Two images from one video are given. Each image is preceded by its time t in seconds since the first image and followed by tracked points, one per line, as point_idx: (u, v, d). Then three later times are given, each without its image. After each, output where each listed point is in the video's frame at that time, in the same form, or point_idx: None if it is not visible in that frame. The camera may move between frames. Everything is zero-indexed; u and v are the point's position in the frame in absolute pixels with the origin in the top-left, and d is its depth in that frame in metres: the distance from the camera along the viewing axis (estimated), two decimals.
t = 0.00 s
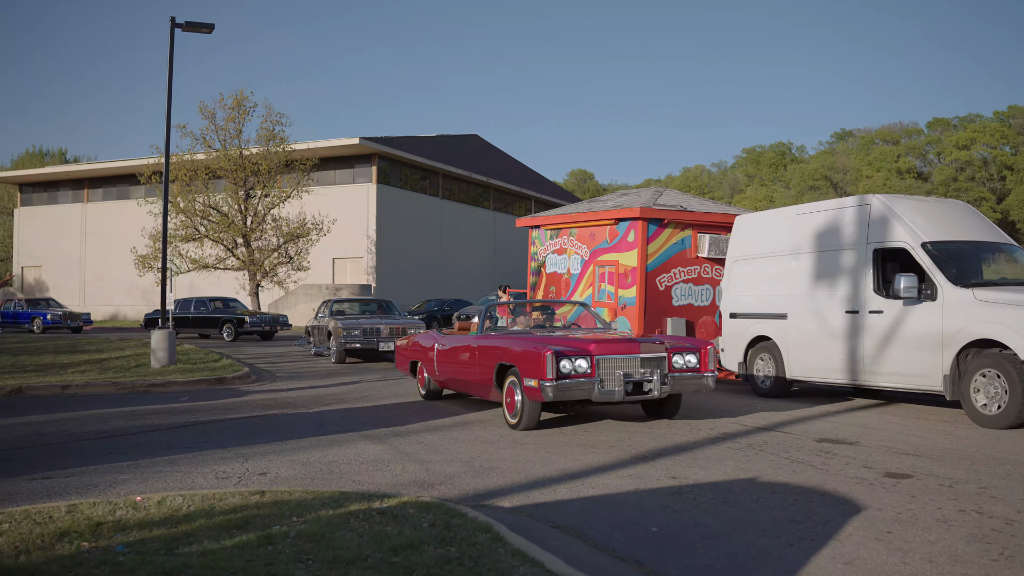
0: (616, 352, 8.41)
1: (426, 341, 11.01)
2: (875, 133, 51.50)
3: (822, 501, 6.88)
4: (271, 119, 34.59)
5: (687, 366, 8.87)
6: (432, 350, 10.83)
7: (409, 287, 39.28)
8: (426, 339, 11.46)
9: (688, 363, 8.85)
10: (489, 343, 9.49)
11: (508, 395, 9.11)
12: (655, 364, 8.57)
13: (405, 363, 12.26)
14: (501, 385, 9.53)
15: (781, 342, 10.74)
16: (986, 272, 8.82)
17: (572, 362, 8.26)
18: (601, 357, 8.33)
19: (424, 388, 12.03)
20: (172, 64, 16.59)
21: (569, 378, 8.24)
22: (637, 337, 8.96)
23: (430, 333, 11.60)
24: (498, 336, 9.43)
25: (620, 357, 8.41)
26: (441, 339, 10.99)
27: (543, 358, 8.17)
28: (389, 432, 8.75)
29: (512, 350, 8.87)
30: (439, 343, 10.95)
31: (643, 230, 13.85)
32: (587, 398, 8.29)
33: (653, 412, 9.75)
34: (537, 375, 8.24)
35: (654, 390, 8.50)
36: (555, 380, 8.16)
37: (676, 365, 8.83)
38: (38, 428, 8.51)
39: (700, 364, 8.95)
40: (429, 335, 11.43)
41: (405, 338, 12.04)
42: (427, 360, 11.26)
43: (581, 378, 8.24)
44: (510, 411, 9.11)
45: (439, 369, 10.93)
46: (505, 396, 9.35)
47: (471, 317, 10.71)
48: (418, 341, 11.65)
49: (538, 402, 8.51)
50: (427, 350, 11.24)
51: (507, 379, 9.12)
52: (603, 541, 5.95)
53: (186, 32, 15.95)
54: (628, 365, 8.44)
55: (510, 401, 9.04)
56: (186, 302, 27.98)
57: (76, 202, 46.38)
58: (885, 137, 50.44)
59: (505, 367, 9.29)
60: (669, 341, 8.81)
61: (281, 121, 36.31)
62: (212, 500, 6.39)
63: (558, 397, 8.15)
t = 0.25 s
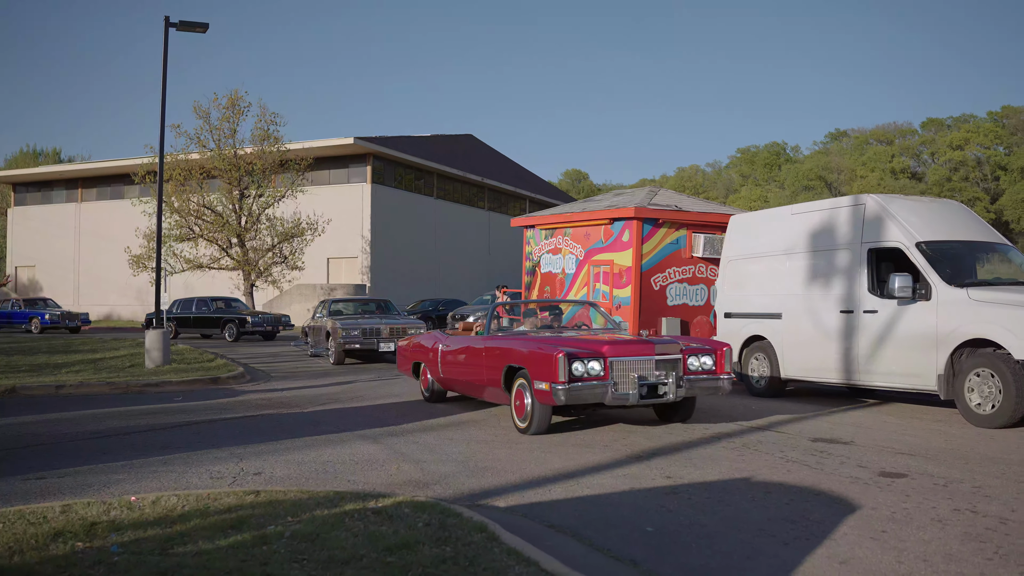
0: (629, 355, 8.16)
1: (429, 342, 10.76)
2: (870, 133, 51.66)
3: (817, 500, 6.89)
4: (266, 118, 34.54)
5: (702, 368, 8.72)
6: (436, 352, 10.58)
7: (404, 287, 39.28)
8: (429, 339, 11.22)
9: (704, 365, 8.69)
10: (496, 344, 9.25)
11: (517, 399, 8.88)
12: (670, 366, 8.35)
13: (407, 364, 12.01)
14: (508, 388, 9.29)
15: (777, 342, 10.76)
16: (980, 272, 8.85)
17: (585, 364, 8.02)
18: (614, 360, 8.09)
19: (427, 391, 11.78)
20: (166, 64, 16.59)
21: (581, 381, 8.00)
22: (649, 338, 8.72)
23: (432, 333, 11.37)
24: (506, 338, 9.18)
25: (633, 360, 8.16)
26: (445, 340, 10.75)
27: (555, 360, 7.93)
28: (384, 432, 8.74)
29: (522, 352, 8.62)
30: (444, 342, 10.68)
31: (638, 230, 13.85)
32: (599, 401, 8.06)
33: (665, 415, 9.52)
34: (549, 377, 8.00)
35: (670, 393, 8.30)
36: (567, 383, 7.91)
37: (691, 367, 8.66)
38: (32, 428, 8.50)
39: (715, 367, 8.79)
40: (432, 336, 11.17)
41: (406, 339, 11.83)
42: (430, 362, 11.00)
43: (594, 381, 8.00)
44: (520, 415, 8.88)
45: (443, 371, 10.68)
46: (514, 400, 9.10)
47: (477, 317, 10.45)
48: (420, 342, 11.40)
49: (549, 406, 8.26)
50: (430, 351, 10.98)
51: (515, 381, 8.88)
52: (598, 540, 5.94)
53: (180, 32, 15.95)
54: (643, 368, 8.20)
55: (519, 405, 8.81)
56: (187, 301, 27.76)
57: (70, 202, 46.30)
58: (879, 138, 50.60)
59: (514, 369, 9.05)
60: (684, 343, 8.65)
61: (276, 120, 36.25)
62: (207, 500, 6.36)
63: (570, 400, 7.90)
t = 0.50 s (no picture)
0: (647, 356, 7.80)
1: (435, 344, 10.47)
2: (865, 133, 51.78)
3: (813, 500, 6.89)
4: (262, 118, 34.51)
5: (720, 370, 8.30)
6: (443, 353, 10.28)
7: (400, 287, 39.30)
8: (434, 340, 10.94)
9: (722, 366, 8.27)
10: (507, 346, 8.92)
11: (530, 401, 8.57)
12: (688, 369, 7.92)
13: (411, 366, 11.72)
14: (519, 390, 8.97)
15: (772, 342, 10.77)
16: (975, 272, 8.87)
17: (600, 366, 7.67)
18: (630, 361, 7.71)
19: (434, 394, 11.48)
20: (162, 63, 16.58)
21: (596, 383, 7.64)
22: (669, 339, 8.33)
23: (437, 334, 11.10)
24: (517, 339, 8.86)
25: (651, 361, 7.77)
26: (451, 341, 10.46)
27: (569, 362, 7.58)
28: (380, 432, 8.74)
29: (533, 354, 8.29)
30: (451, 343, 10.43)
31: (634, 230, 13.87)
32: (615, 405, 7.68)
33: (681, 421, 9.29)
34: (563, 380, 7.66)
35: (688, 396, 7.85)
36: (582, 386, 7.55)
37: (709, 369, 8.23)
38: (27, 427, 8.49)
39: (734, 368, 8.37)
40: (438, 337, 10.89)
41: (410, 341, 11.59)
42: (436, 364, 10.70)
43: (609, 383, 7.64)
44: (532, 418, 8.57)
45: (450, 373, 10.38)
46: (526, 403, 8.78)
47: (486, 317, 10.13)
48: (425, 344, 11.11)
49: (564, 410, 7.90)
50: (436, 353, 10.68)
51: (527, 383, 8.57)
52: (595, 539, 5.93)
53: (175, 31, 15.93)
54: (661, 370, 7.80)
55: (532, 408, 8.51)
56: (189, 301, 27.52)
57: (66, 201, 46.24)
58: (875, 138, 50.74)
59: (525, 371, 8.73)
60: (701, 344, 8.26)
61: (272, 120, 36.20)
62: (203, 499, 6.34)
63: (585, 403, 7.54)
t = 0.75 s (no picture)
0: (669, 357, 7.42)
1: (445, 344, 10.17)
2: (863, 132, 51.85)
3: (812, 499, 6.88)
4: (260, 117, 34.47)
5: (743, 372, 8.05)
6: (453, 354, 9.97)
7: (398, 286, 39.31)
8: (443, 341, 10.64)
9: (745, 369, 8.02)
10: (521, 346, 8.58)
11: (546, 404, 8.26)
12: (711, 370, 7.64)
13: (418, 367, 11.42)
14: (535, 393, 8.63)
15: (770, 341, 10.79)
16: (973, 271, 8.89)
17: (621, 368, 7.29)
18: (652, 362, 7.35)
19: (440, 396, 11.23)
20: (160, 63, 16.59)
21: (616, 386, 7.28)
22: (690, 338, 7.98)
23: (446, 333, 10.84)
24: (534, 339, 8.50)
25: (674, 362, 7.42)
26: (461, 341, 10.15)
27: (588, 363, 7.19)
28: (378, 431, 8.74)
29: (550, 355, 7.93)
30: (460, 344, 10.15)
31: (632, 229, 13.88)
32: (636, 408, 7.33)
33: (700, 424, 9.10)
34: (582, 382, 7.28)
35: (712, 400, 7.60)
36: (603, 388, 7.18)
37: (732, 371, 7.98)
38: (26, 426, 8.49)
39: (757, 370, 8.11)
40: (447, 337, 10.59)
41: (416, 341, 11.32)
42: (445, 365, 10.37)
43: (630, 386, 7.27)
44: (548, 421, 8.30)
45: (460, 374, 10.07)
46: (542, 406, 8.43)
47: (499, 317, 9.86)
48: (434, 343, 10.81)
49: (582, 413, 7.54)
50: (446, 353, 10.37)
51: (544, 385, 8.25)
52: (593, 538, 5.92)
53: (173, 30, 15.95)
54: (683, 372, 7.48)
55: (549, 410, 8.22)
56: (195, 301, 27.47)
57: (63, 201, 46.23)
58: (873, 137, 50.81)
59: (541, 372, 8.39)
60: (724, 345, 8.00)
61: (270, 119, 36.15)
62: (202, 498, 6.33)
63: (605, 406, 7.18)
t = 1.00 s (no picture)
0: (693, 356, 7.25)
1: (454, 342, 9.97)
2: (859, 129, 51.97)
3: (809, 495, 6.87)
4: (256, 114, 34.44)
5: (768, 372, 7.83)
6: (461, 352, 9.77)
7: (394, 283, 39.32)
8: (450, 338, 10.46)
9: (770, 368, 7.80)
10: (535, 345, 8.39)
11: (562, 405, 8.07)
12: (735, 370, 7.45)
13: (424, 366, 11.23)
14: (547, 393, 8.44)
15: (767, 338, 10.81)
16: (969, 268, 8.91)
17: (642, 368, 7.11)
18: (674, 361, 7.17)
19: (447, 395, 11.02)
20: (156, 58, 16.56)
21: (637, 386, 7.09)
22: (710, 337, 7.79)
23: (452, 332, 10.66)
24: (549, 337, 8.32)
25: (696, 361, 7.24)
26: (470, 339, 9.95)
27: (609, 363, 7.00)
28: (375, 427, 8.73)
29: (567, 353, 7.74)
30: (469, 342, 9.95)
31: (629, 226, 13.89)
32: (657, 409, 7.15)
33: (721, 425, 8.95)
34: (602, 382, 7.07)
35: (735, 401, 7.41)
36: (623, 389, 7.00)
37: (756, 370, 7.79)
38: (21, 423, 8.47)
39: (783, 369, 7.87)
40: (455, 335, 10.41)
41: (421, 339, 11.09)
42: (454, 364, 10.17)
43: (652, 386, 7.09)
44: (564, 423, 8.10)
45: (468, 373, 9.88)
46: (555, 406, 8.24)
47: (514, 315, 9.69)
48: (441, 341, 10.61)
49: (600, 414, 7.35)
50: (454, 351, 10.16)
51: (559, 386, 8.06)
52: (591, 534, 5.90)
53: (169, 26, 15.91)
54: (707, 372, 7.30)
55: (565, 412, 8.03)
56: (198, 297, 27.22)
57: (59, 197, 46.14)
58: (869, 134, 50.92)
59: (556, 372, 8.20)
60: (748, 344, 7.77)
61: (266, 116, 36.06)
62: (199, 495, 6.29)
63: (627, 407, 6.99)
